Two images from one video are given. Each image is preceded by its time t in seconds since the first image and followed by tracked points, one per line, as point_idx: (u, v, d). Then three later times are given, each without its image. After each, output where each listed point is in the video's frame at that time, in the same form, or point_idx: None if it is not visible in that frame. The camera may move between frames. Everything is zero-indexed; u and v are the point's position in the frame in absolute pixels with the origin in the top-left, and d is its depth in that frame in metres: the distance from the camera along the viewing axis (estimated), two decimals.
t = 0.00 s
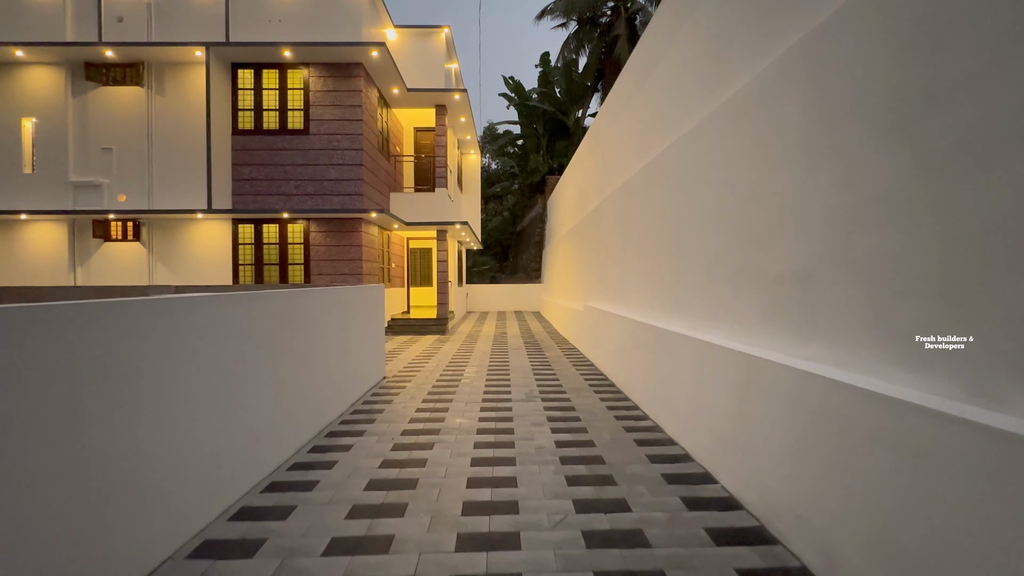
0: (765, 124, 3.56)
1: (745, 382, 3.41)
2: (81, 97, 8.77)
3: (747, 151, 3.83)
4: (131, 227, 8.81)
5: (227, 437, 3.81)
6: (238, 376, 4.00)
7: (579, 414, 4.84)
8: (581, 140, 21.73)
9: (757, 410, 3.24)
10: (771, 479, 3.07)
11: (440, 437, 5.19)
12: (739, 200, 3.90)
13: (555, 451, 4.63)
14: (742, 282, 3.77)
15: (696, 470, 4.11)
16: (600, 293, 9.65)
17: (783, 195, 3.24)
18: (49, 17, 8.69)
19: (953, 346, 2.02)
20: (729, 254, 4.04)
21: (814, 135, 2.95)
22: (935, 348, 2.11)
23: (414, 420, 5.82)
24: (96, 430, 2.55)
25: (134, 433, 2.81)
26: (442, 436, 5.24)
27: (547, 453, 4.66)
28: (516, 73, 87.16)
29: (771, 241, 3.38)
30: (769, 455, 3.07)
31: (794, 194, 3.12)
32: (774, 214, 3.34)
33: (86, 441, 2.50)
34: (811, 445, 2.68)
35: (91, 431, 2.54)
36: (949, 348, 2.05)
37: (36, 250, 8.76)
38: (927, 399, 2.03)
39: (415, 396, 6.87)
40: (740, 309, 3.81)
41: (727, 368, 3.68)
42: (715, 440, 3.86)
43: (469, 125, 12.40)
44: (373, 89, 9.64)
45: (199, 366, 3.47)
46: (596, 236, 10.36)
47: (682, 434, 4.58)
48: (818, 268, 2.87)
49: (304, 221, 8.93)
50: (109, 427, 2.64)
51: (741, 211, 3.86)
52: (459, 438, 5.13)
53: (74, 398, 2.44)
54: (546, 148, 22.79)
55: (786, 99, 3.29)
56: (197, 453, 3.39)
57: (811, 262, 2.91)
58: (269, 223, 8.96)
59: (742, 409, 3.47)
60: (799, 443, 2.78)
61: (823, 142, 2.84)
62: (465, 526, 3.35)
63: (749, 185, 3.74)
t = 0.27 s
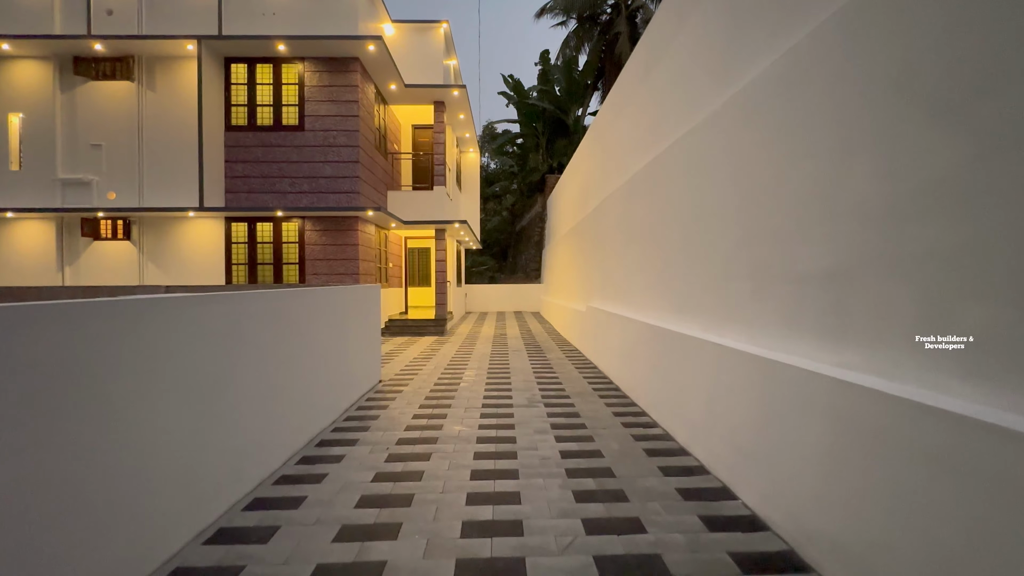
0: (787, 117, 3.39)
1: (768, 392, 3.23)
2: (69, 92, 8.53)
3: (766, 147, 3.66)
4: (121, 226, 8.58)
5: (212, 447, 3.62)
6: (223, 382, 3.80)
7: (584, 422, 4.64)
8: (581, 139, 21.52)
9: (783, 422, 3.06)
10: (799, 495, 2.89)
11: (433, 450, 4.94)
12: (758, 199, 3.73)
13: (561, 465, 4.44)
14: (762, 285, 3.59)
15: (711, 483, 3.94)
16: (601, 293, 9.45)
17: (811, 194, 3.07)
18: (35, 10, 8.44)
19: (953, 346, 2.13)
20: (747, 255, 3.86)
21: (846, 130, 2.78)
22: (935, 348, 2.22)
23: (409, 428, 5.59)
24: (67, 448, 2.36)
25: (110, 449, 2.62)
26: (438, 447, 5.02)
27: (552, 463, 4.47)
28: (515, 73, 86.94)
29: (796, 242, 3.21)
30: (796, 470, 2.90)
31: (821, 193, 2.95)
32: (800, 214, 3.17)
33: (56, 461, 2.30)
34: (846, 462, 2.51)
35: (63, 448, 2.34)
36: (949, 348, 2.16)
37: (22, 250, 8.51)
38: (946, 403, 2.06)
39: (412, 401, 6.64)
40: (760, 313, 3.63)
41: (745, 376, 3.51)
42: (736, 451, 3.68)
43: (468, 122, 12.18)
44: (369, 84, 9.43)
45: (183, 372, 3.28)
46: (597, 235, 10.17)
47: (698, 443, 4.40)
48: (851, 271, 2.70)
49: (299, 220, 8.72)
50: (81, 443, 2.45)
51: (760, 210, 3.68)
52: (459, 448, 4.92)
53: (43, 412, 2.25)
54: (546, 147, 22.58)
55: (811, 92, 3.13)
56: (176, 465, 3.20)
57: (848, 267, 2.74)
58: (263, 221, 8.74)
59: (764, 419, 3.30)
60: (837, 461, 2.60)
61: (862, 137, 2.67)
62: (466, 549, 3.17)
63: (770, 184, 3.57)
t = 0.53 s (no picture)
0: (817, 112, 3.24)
1: (807, 409, 3.05)
2: (57, 87, 8.31)
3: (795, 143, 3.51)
4: (111, 224, 8.36)
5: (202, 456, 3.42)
6: (213, 387, 3.60)
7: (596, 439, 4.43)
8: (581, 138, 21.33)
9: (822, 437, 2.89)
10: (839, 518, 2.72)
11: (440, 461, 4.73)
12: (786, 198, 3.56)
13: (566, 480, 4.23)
14: (795, 291, 3.42)
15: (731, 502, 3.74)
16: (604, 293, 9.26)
17: (850, 194, 2.91)
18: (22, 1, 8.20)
19: (956, 346, 2.25)
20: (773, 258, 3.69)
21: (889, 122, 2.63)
22: (935, 348, 2.36)
23: (407, 436, 5.37)
24: (38, 461, 2.17)
25: (86, 461, 2.42)
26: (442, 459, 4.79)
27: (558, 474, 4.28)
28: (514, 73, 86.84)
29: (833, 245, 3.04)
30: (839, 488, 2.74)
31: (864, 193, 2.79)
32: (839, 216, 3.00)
33: (24, 476, 2.10)
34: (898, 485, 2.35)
35: (32, 462, 2.14)
36: (951, 348, 2.28)
37: (8, 248, 8.27)
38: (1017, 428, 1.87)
39: (410, 406, 6.42)
40: (791, 321, 3.46)
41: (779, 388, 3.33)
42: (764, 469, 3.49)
43: (467, 119, 11.98)
44: (366, 80, 9.22)
45: (170, 378, 3.09)
46: (599, 235, 9.98)
47: (716, 457, 4.21)
48: (896, 271, 2.54)
49: (293, 218, 8.52)
50: (53, 457, 2.24)
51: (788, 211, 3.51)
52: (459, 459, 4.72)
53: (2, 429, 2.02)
54: (545, 147, 22.38)
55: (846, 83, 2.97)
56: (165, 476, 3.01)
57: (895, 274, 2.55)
58: (257, 219, 8.52)
59: (799, 432, 3.13)
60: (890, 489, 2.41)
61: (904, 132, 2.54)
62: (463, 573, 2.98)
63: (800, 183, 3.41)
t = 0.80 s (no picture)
0: (822, 92, 2.98)
1: (814, 403, 2.82)
2: (45, 81, 8.08)
3: (797, 128, 3.26)
4: (100, 223, 8.13)
5: (197, 469, 3.21)
6: (207, 396, 3.38)
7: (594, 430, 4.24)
8: (581, 138, 21.11)
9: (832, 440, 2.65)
10: (850, 528, 2.49)
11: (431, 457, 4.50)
12: (790, 185, 3.32)
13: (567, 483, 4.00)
14: (798, 280, 3.19)
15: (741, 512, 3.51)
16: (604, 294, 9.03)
17: (856, 177, 2.66)
18: None
19: (954, 346, 2.11)
20: (776, 247, 3.45)
21: (902, 101, 2.37)
22: (935, 349, 2.20)
23: (405, 433, 5.15)
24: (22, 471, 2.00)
25: (65, 478, 2.20)
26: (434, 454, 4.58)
27: (559, 481, 4.04)
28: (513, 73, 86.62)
29: (838, 234, 2.80)
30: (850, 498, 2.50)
31: (871, 174, 2.55)
32: (844, 201, 2.75)
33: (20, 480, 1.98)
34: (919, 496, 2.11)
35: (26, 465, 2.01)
36: (950, 348, 2.13)
37: None
38: None
39: (405, 403, 6.19)
40: (795, 313, 3.23)
41: (785, 385, 3.10)
42: (771, 475, 3.27)
43: (466, 117, 11.76)
44: (362, 75, 9.00)
45: (164, 376, 2.93)
46: (599, 234, 9.76)
47: (721, 463, 3.98)
48: (906, 263, 2.33)
49: (287, 216, 8.27)
50: (48, 458, 2.12)
51: (792, 199, 3.27)
52: (457, 458, 4.50)
53: None
54: (545, 146, 22.16)
55: (854, 60, 2.73)
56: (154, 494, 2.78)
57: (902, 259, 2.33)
58: (250, 218, 8.28)
59: (806, 435, 2.89)
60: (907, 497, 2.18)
61: (915, 112, 2.29)
62: None
63: (804, 167, 3.16)
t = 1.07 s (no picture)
0: (867, 78, 2.75)
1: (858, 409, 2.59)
2: (31, 75, 7.84)
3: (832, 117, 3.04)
4: (87, 221, 7.89)
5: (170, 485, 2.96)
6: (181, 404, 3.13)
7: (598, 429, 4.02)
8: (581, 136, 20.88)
9: (881, 451, 2.42)
10: (896, 550, 2.26)
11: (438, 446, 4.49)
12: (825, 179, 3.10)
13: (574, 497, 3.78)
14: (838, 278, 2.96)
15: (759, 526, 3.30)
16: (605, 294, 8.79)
17: (913, 170, 2.44)
18: None
19: (954, 345, 2.23)
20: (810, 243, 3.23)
21: (973, 81, 2.14)
22: (937, 348, 2.31)
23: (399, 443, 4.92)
24: None
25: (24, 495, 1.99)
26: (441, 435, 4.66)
27: (564, 492, 3.82)
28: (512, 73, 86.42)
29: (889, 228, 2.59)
30: (897, 518, 2.28)
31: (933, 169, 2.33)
32: (897, 193, 2.54)
33: None
34: (993, 519, 1.87)
35: None
36: (949, 347, 2.25)
37: None
38: None
39: (399, 411, 5.94)
40: (836, 314, 3.00)
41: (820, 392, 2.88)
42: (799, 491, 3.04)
43: (464, 113, 11.54)
44: (358, 70, 8.77)
45: (131, 382, 2.73)
46: (600, 233, 9.53)
47: (741, 474, 3.75)
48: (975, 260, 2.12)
49: (281, 214, 8.04)
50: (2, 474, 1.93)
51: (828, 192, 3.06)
52: (456, 468, 4.27)
53: None
54: (545, 144, 21.93)
55: (906, 40, 2.49)
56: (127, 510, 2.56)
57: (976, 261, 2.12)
58: (242, 216, 8.04)
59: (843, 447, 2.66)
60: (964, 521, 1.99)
61: (983, 96, 2.09)
62: None
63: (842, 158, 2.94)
